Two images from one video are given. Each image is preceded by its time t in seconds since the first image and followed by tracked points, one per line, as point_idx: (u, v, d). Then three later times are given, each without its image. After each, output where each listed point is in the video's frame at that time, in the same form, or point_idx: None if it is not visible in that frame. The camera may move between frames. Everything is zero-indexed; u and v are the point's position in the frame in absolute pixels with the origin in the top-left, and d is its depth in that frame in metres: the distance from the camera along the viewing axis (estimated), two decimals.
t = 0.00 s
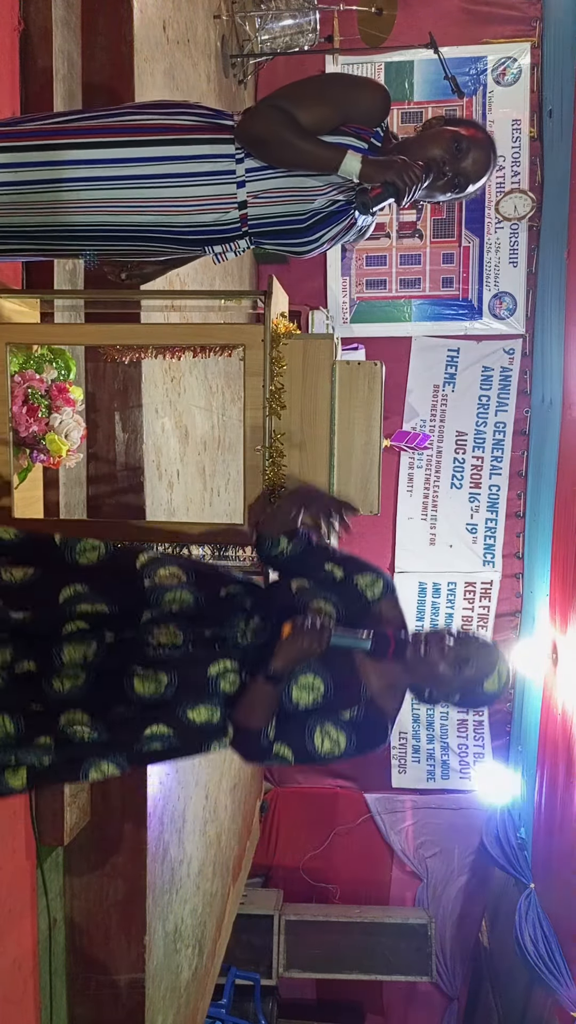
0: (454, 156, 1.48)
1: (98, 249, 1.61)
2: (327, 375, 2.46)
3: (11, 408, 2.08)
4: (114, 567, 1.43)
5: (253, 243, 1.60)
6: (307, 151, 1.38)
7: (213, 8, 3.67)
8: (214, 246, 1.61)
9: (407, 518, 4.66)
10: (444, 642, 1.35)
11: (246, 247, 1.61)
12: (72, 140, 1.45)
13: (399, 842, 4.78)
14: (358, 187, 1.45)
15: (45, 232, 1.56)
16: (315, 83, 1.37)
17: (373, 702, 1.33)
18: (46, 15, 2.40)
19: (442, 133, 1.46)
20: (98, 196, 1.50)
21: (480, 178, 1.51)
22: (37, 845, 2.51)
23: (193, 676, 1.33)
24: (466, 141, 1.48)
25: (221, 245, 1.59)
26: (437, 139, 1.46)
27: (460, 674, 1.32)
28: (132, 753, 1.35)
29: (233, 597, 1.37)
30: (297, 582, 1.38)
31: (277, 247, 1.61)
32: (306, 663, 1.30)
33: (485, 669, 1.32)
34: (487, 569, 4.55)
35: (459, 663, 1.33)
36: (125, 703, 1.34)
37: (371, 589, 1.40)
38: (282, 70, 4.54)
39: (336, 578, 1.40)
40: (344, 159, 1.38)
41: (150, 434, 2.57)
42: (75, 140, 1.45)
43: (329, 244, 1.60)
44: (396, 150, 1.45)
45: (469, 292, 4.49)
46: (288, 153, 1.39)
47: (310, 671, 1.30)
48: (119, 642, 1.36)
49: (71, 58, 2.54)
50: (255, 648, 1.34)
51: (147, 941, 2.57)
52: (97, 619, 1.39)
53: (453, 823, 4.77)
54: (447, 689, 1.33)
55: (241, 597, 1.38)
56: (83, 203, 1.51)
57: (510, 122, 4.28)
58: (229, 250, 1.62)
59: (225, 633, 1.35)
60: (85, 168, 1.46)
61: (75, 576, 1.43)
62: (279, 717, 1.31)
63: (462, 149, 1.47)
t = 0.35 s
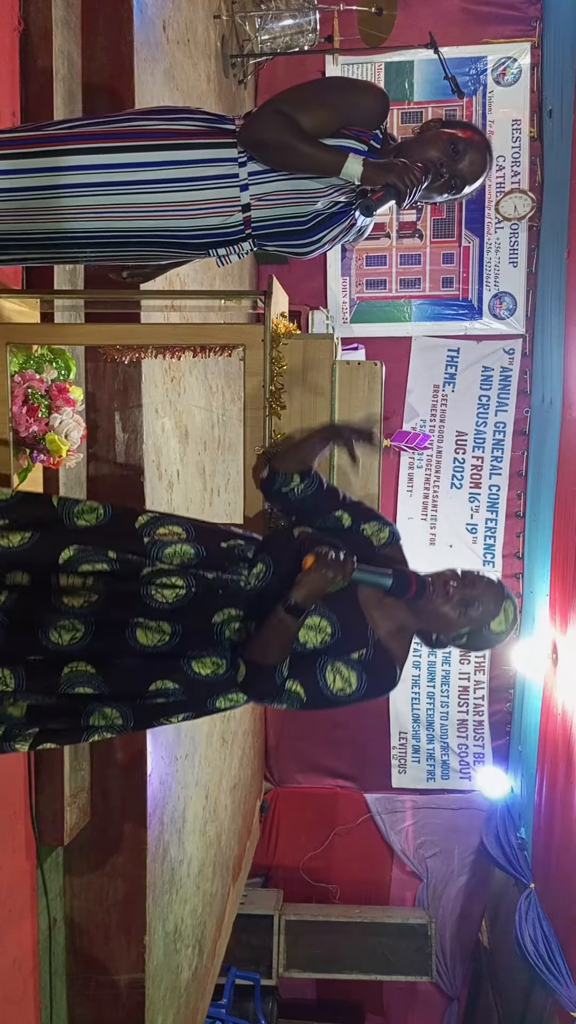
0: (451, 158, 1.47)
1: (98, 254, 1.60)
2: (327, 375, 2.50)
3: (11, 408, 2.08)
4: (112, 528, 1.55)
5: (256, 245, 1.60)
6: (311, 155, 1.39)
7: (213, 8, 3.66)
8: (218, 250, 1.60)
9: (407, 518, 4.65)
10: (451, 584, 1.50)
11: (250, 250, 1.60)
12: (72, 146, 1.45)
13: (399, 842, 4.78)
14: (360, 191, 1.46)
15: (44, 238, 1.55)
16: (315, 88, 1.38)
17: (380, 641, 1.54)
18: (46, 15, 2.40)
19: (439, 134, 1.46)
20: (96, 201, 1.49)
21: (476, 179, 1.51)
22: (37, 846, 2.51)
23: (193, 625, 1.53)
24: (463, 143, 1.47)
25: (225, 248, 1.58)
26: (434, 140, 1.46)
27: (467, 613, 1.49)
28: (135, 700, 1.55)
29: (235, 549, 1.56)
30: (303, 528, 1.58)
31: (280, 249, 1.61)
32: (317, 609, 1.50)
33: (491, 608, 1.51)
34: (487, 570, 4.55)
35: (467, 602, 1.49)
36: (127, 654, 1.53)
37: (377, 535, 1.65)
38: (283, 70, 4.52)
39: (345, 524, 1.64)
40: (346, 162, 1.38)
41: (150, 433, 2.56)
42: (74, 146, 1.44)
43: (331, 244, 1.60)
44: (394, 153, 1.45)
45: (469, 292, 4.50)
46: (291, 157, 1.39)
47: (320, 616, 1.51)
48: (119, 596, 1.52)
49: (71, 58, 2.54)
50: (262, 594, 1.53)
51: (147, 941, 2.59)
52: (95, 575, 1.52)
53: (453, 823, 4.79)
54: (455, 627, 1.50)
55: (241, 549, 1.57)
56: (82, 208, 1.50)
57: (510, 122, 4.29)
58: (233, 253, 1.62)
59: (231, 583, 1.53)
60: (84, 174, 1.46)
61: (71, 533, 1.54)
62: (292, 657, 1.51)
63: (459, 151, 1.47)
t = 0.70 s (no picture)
0: (448, 155, 1.48)
1: (97, 259, 1.59)
2: (327, 375, 2.51)
3: (11, 408, 2.08)
4: (105, 511, 1.60)
5: (257, 245, 1.60)
6: (311, 151, 1.40)
7: (213, 8, 3.66)
8: (219, 250, 1.60)
9: (407, 518, 4.65)
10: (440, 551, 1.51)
11: (252, 250, 1.61)
12: (73, 148, 1.45)
13: (399, 842, 4.79)
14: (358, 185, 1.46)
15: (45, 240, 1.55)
16: (318, 88, 1.39)
17: (373, 611, 1.50)
18: (46, 15, 2.40)
19: (436, 132, 1.48)
20: (95, 204, 1.49)
21: (472, 178, 1.51)
22: (39, 846, 2.49)
23: (186, 603, 1.53)
24: (460, 141, 1.49)
25: (226, 248, 1.58)
26: (432, 138, 1.47)
27: (458, 578, 1.50)
28: (135, 684, 1.56)
29: (225, 527, 1.56)
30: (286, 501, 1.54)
31: (280, 251, 1.61)
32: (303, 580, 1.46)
33: (484, 570, 1.51)
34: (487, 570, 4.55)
35: (460, 569, 1.50)
36: (123, 637, 1.54)
37: (361, 504, 1.57)
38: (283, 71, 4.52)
39: (325, 496, 1.57)
40: (346, 157, 1.40)
41: (150, 431, 2.57)
42: (74, 148, 1.45)
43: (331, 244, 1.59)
44: (395, 148, 1.46)
45: (468, 292, 4.51)
46: (292, 154, 1.40)
47: (308, 586, 1.46)
48: (112, 578, 1.53)
49: (71, 58, 2.55)
50: (250, 571, 1.50)
51: (147, 940, 2.60)
52: (86, 555, 1.55)
53: (453, 822, 4.80)
54: (447, 594, 1.52)
55: (233, 528, 1.55)
56: (81, 210, 1.50)
57: (510, 122, 4.30)
58: (234, 253, 1.63)
59: (222, 560, 1.52)
60: (83, 175, 1.47)
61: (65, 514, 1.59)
62: (281, 630, 1.48)
63: (455, 149, 1.48)
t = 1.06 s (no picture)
0: (446, 156, 1.47)
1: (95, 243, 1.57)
2: (327, 374, 2.50)
3: (11, 407, 2.08)
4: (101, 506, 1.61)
5: (255, 232, 1.59)
6: (309, 139, 1.41)
7: (213, 8, 3.66)
8: (217, 236, 1.58)
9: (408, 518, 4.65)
10: (430, 532, 1.57)
11: (249, 236, 1.59)
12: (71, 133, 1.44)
13: (399, 842, 4.79)
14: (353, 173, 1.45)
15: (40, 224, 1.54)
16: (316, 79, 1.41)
17: (367, 592, 1.54)
18: (46, 15, 2.40)
19: (434, 134, 1.48)
20: (94, 200, 1.49)
21: (471, 181, 1.50)
22: (39, 845, 2.50)
23: (181, 595, 1.53)
24: (459, 145, 1.49)
25: (223, 233, 1.57)
26: (430, 140, 1.47)
27: (448, 556, 1.57)
28: (136, 682, 1.56)
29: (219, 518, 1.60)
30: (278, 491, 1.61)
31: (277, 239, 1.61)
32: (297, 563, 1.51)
33: (473, 546, 1.57)
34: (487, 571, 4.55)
35: (450, 548, 1.57)
36: (120, 633, 1.54)
37: (352, 488, 1.63)
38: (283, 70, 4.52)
39: (318, 483, 1.63)
40: (339, 139, 1.41)
41: (150, 432, 2.57)
42: (72, 132, 1.44)
43: (326, 237, 1.60)
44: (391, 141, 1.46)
45: (468, 292, 4.51)
46: (293, 140, 1.42)
47: (301, 569, 1.50)
48: (106, 575, 1.53)
49: (72, 58, 2.55)
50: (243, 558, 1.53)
51: (147, 940, 2.59)
52: (82, 549, 1.55)
53: (453, 823, 4.79)
54: (438, 571, 1.58)
55: (226, 520, 1.59)
56: (79, 206, 1.50)
57: (510, 122, 4.30)
58: (231, 238, 1.59)
59: (215, 550, 1.54)
60: (83, 158, 1.45)
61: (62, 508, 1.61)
62: (276, 615, 1.50)
63: (454, 151, 1.48)
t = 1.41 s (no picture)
0: (444, 125, 1.22)
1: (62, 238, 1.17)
2: (327, 374, 2.51)
3: (11, 408, 2.08)
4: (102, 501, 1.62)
5: (253, 215, 1.21)
6: (309, 111, 1.14)
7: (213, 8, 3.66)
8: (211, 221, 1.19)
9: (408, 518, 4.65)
10: (433, 532, 1.56)
11: (249, 218, 1.21)
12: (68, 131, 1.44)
13: (399, 843, 4.79)
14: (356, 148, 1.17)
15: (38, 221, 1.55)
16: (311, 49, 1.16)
17: (369, 592, 1.54)
18: (46, 15, 2.40)
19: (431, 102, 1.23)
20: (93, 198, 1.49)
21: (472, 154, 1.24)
22: (38, 846, 2.50)
23: (182, 591, 1.52)
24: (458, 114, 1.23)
25: (222, 214, 1.17)
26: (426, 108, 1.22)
27: (451, 556, 1.56)
28: (136, 676, 1.56)
29: (221, 515, 1.61)
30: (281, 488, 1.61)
31: (278, 222, 1.24)
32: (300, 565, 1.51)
33: (476, 547, 1.57)
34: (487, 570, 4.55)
35: (453, 548, 1.56)
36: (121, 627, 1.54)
37: (355, 488, 1.64)
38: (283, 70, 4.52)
39: (321, 481, 1.64)
40: (336, 107, 1.15)
41: (150, 432, 2.57)
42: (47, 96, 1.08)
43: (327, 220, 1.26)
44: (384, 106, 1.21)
45: (468, 292, 4.51)
46: (300, 116, 1.14)
47: (304, 569, 1.51)
48: (107, 568, 1.53)
49: (71, 58, 2.56)
50: (245, 556, 1.52)
51: (147, 940, 2.59)
52: (84, 542, 1.56)
53: (453, 823, 4.79)
54: (441, 571, 1.57)
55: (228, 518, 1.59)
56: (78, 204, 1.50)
57: (510, 122, 4.29)
58: (230, 218, 1.19)
59: (217, 546, 1.54)
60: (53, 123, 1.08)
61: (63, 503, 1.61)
62: (279, 613, 1.52)
63: (452, 119, 1.22)
